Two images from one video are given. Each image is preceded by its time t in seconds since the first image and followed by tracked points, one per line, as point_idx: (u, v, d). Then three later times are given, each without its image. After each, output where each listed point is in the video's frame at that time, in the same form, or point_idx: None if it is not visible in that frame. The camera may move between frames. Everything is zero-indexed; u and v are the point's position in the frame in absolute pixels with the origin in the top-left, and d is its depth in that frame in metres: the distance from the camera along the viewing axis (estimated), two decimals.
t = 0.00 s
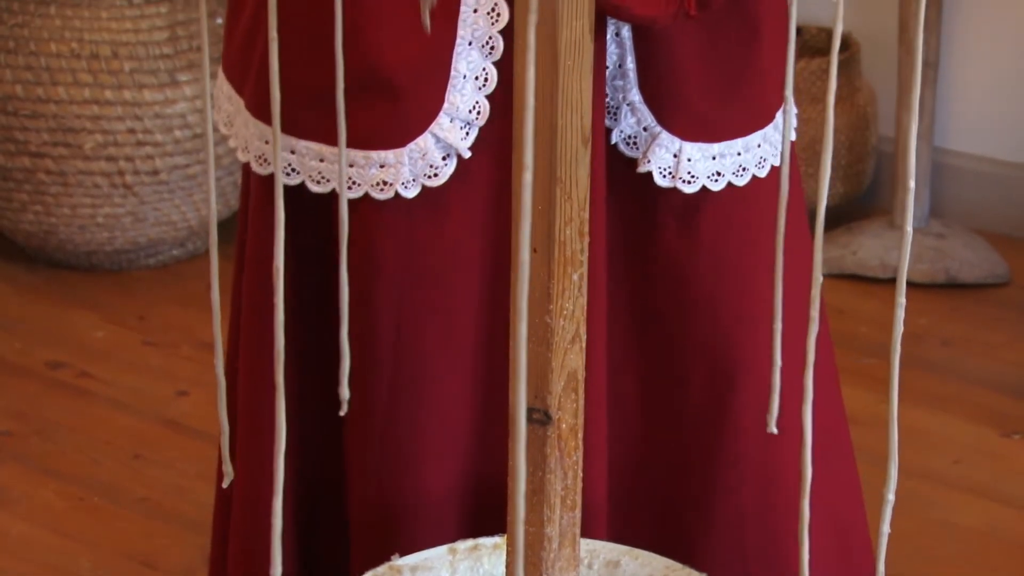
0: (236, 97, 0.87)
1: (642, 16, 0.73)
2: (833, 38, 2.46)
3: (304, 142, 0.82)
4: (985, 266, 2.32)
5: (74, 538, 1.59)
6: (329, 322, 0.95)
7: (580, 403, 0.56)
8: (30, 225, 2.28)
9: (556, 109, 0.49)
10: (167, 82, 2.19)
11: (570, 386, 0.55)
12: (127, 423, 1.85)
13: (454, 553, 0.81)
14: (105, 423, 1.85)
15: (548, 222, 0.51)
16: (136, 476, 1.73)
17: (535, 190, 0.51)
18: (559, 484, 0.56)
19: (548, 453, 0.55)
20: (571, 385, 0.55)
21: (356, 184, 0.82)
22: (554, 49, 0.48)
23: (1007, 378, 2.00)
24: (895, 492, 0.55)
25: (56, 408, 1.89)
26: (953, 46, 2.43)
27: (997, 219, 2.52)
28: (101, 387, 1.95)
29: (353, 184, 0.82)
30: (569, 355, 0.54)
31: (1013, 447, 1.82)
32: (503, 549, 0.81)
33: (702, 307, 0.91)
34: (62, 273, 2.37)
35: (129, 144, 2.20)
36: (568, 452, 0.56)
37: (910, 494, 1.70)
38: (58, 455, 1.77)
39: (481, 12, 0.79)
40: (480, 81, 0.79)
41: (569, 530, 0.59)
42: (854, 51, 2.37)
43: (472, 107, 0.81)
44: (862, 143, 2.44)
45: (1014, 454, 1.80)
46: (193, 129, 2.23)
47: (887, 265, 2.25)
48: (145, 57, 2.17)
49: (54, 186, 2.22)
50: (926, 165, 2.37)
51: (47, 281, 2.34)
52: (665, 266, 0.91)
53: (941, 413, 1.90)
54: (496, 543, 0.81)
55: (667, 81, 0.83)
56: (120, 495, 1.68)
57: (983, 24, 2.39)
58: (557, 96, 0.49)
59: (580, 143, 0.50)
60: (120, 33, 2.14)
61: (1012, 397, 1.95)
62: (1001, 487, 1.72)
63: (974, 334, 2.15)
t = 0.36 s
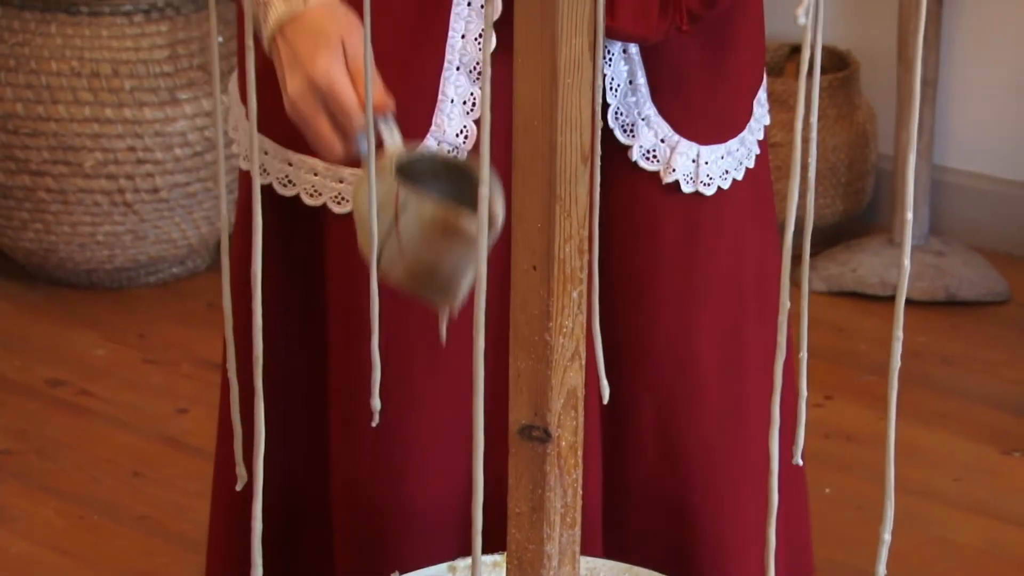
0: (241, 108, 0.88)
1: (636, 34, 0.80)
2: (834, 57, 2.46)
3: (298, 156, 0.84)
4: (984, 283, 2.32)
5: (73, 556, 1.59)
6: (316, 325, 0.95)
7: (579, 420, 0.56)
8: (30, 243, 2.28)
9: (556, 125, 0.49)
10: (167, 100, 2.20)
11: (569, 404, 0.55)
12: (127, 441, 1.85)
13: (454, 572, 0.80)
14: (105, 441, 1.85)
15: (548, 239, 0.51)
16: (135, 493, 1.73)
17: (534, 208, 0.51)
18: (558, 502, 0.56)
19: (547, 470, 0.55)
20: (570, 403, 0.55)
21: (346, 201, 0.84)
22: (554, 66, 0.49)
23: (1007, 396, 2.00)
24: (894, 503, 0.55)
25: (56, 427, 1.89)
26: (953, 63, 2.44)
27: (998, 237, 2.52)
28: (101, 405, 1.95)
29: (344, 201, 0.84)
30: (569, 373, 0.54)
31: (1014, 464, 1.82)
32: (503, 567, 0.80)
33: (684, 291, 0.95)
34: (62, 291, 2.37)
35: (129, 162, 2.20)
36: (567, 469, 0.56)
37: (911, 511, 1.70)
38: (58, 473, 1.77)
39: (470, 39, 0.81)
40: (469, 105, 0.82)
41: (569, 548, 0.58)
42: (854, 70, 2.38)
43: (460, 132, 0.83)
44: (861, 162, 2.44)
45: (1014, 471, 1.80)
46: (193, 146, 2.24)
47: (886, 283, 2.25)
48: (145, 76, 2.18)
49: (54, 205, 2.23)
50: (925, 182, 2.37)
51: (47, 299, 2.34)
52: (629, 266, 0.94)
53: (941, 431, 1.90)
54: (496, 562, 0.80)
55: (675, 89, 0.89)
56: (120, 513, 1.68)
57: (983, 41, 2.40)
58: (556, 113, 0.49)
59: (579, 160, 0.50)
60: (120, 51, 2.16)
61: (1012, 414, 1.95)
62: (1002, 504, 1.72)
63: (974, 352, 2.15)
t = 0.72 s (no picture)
0: (265, 115, 0.85)
1: (678, 74, 0.81)
2: (833, 74, 2.47)
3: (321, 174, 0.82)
4: (984, 300, 2.32)
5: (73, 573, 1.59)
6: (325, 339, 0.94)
7: (579, 437, 0.56)
8: (30, 260, 2.29)
9: (556, 142, 0.49)
10: (167, 117, 2.20)
11: (569, 421, 0.55)
12: (127, 459, 1.85)
13: None
14: (105, 459, 1.85)
15: (547, 255, 0.51)
16: (135, 511, 1.72)
17: (533, 224, 0.51)
18: (558, 519, 0.56)
19: (548, 487, 0.55)
20: (569, 419, 0.55)
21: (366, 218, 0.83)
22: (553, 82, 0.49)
23: (1007, 413, 2.00)
24: (891, 525, 0.54)
25: (56, 444, 1.89)
26: (953, 80, 2.44)
27: (997, 253, 2.52)
28: (101, 422, 1.95)
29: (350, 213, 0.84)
30: (569, 390, 0.54)
31: (1013, 481, 1.82)
32: None
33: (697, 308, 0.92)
34: (61, 308, 2.37)
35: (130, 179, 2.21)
36: (568, 486, 0.56)
37: (910, 528, 1.70)
38: (57, 490, 1.77)
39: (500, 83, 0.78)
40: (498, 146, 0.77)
41: (570, 565, 0.58)
42: (853, 87, 2.39)
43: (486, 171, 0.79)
44: (860, 178, 2.45)
45: (1014, 488, 1.80)
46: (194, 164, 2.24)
47: (886, 299, 2.25)
48: (146, 93, 2.18)
49: (54, 221, 2.23)
50: (925, 199, 2.38)
51: (46, 316, 2.34)
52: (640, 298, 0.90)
53: (941, 448, 1.90)
54: None
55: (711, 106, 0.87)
56: (119, 530, 1.68)
57: (983, 58, 2.40)
58: (556, 130, 0.49)
59: (579, 176, 0.50)
60: (120, 69, 2.16)
61: (1011, 431, 1.95)
62: (1002, 521, 1.72)
63: (973, 368, 2.15)
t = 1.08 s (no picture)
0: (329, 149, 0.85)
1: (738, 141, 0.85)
2: (834, 95, 2.47)
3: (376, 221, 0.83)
4: (984, 320, 2.32)
5: None
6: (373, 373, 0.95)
7: (580, 456, 0.56)
8: (31, 280, 2.29)
9: (556, 163, 0.50)
10: (168, 136, 2.20)
11: (570, 440, 0.55)
12: (127, 478, 1.85)
13: None
14: (106, 478, 1.85)
15: (548, 276, 0.51)
16: (135, 531, 1.72)
17: (533, 245, 0.51)
18: (558, 538, 0.56)
19: (548, 506, 0.55)
20: (570, 438, 0.55)
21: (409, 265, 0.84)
22: (554, 103, 0.49)
23: (1007, 432, 2.00)
24: (893, 546, 0.53)
25: (56, 464, 1.88)
26: (953, 100, 2.45)
27: (997, 272, 2.52)
28: (101, 442, 1.95)
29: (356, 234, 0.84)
30: (569, 409, 0.54)
31: (1013, 501, 1.81)
32: None
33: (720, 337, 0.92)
34: (62, 328, 2.37)
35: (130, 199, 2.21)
36: (568, 505, 0.56)
37: (911, 548, 1.70)
38: (58, 510, 1.76)
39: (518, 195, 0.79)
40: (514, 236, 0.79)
41: None
42: (853, 107, 2.39)
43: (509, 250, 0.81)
44: (859, 197, 2.45)
45: (1015, 508, 1.79)
46: (195, 184, 2.24)
47: (886, 319, 2.25)
48: (146, 112, 2.19)
49: (54, 241, 2.23)
50: (925, 219, 2.38)
51: (46, 336, 2.34)
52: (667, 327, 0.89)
53: (941, 467, 1.90)
54: None
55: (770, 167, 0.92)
56: (119, 551, 1.68)
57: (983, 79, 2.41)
58: (557, 151, 0.49)
59: (579, 197, 0.51)
60: (121, 89, 2.17)
61: (1011, 451, 1.95)
62: (1003, 541, 1.71)
63: (974, 388, 2.15)
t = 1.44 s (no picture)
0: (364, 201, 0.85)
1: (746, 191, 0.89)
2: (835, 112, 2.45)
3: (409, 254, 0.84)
4: (985, 337, 2.32)
5: None
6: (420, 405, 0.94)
7: (579, 473, 0.56)
8: (31, 297, 2.29)
9: (556, 180, 0.50)
10: (168, 153, 2.20)
11: (569, 457, 0.55)
12: (126, 495, 1.84)
13: None
14: (105, 496, 1.84)
15: (548, 292, 0.52)
16: (135, 549, 1.72)
17: (533, 261, 0.51)
18: (558, 555, 0.56)
19: (548, 523, 0.56)
20: (570, 455, 0.55)
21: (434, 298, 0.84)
22: (554, 120, 0.49)
23: (1007, 449, 1.99)
24: (895, 564, 0.53)
25: (55, 481, 1.88)
26: (953, 118, 2.45)
27: (997, 289, 2.52)
28: (100, 459, 1.94)
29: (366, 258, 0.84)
30: (569, 426, 0.54)
31: (1014, 518, 1.81)
32: None
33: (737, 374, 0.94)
34: (62, 344, 2.37)
35: (130, 216, 2.21)
36: (568, 522, 0.56)
37: (911, 566, 1.69)
38: (58, 526, 1.76)
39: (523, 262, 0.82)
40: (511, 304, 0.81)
41: None
42: (853, 124, 2.39)
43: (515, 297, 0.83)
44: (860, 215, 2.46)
45: (1015, 526, 1.79)
46: (195, 202, 2.25)
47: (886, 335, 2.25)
48: (146, 129, 2.19)
49: (54, 258, 2.23)
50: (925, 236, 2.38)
51: (46, 353, 2.33)
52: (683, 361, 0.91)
53: (942, 484, 1.89)
54: None
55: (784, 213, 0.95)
56: (119, 569, 1.67)
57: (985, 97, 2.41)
58: (556, 168, 0.49)
59: (579, 214, 0.51)
60: (121, 106, 2.18)
61: (1011, 468, 1.94)
62: (1002, 559, 1.71)
63: (975, 405, 2.15)
